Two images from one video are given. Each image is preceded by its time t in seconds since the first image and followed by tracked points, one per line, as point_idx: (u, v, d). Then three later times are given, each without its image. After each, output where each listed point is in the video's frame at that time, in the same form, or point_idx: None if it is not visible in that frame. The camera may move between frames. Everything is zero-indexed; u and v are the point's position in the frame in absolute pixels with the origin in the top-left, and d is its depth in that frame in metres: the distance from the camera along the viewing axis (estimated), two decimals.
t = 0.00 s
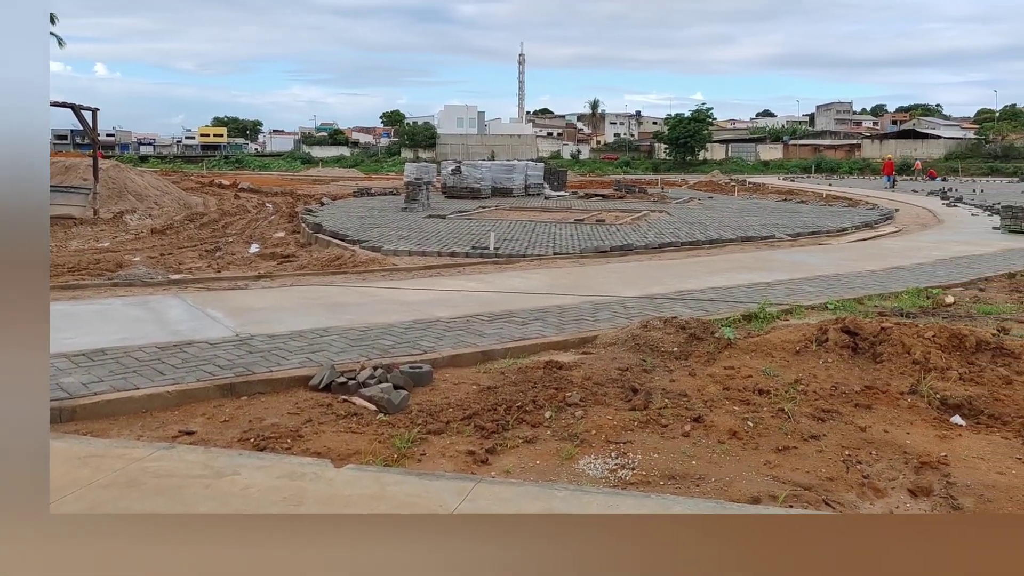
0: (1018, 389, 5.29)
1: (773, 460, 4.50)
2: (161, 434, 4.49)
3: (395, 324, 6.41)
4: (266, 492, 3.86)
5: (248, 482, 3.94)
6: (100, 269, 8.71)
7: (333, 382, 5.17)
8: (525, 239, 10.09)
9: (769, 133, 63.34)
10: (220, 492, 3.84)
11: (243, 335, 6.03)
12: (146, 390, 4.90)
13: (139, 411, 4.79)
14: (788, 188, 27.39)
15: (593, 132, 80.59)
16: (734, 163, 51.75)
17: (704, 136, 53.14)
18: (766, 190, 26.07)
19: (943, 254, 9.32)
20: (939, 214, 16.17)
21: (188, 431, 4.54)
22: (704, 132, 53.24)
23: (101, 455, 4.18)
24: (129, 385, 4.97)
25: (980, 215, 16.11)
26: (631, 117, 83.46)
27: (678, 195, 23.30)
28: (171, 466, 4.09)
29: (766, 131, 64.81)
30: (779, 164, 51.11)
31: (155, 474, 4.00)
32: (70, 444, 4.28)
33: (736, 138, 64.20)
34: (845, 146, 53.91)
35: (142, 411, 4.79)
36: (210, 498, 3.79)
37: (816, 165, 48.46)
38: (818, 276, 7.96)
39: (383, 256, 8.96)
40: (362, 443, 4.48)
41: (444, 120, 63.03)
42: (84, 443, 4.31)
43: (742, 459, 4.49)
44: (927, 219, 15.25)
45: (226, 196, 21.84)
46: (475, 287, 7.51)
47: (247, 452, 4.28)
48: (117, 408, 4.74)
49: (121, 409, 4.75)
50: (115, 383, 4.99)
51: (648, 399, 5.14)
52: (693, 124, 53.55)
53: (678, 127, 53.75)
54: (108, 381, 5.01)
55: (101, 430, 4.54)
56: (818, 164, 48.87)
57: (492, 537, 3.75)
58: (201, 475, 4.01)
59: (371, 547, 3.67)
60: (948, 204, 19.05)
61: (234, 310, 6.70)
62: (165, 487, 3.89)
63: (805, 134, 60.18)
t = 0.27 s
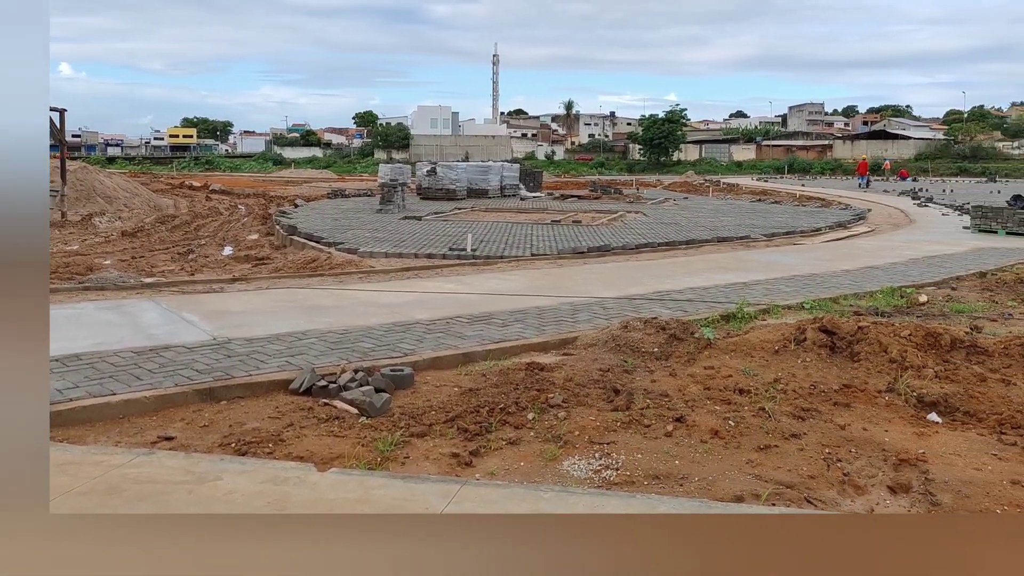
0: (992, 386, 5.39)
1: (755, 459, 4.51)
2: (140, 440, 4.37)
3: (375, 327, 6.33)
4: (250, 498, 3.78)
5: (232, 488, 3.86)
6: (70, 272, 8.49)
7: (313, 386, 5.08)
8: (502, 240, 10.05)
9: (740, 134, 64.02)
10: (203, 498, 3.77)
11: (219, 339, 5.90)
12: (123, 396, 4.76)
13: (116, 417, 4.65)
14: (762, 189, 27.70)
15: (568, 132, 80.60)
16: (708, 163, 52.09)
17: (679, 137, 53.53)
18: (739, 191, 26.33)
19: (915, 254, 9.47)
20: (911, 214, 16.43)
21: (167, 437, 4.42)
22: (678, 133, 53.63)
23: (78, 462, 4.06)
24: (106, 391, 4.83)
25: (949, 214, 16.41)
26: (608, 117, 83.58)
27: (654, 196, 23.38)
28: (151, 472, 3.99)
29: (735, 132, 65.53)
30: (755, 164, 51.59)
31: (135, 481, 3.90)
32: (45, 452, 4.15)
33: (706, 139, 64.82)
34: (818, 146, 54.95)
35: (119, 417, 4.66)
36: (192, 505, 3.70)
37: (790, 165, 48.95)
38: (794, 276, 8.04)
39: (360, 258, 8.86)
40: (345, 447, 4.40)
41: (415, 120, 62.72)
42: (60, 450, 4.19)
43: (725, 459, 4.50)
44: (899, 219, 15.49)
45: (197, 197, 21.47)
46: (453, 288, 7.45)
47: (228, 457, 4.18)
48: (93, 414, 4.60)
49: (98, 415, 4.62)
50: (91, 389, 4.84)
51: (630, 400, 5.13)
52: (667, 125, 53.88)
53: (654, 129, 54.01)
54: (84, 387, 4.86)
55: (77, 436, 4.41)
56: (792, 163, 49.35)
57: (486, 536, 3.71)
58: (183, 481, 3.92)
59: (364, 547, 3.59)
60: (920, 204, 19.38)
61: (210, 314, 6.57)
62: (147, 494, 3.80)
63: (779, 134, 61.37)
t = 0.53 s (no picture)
0: (964, 382, 5.51)
1: (734, 456, 4.52)
2: (113, 444, 4.26)
3: (351, 328, 6.24)
4: (231, 501, 3.72)
5: (211, 491, 3.80)
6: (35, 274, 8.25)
7: (291, 387, 4.99)
8: (477, 240, 9.99)
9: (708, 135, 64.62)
10: (182, 502, 3.70)
11: (193, 341, 5.77)
12: (96, 399, 4.62)
13: (89, 421, 4.52)
14: (734, 189, 27.97)
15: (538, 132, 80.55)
16: (678, 163, 52.39)
17: (650, 137, 53.88)
18: (710, 191, 26.55)
19: (886, 252, 9.61)
20: (880, 214, 16.68)
21: (142, 440, 4.31)
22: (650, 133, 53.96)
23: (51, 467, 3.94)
24: (78, 394, 4.68)
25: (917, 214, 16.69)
26: (580, 117, 83.62)
27: (627, 196, 23.43)
28: (127, 477, 3.90)
29: (702, 133, 66.22)
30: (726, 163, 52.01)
31: (110, 486, 3.82)
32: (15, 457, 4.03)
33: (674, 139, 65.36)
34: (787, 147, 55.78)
35: (92, 421, 4.52)
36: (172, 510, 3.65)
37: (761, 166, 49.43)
38: (768, 275, 8.10)
39: (334, 258, 8.74)
40: (325, 448, 4.33)
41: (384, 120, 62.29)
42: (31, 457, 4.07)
43: (704, 456, 4.50)
44: (869, 219, 15.71)
45: (163, 197, 21.03)
46: (429, 289, 7.38)
47: (206, 460, 4.10)
48: (64, 417, 4.43)
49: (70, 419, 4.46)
50: (62, 393, 4.65)
51: (609, 399, 5.11)
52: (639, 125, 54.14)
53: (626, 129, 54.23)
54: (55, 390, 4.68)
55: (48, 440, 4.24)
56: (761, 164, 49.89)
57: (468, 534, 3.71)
58: (161, 486, 3.84)
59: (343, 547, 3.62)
60: (888, 203, 19.69)
61: (182, 315, 6.42)
62: (123, 499, 3.73)
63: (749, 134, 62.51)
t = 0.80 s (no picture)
0: (939, 379, 5.59)
1: (715, 454, 4.52)
2: (90, 445, 4.17)
3: (330, 328, 6.16)
4: (212, 502, 3.68)
5: (191, 492, 3.75)
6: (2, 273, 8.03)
7: (270, 387, 4.91)
8: (455, 239, 9.93)
9: (683, 135, 65.01)
10: (162, 503, 3.64)
11: (170, 341, 5.66)
12: (71, 400, 4.51)
13: (64, 422, 4.41)
14: (709, 188, 28.17)
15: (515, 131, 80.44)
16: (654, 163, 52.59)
17: (627, 136, 54.06)
18: (687, 190, 26.71)
19: (861, 251, 9.72)
20: (854, 213, 16.88)
21: (120, 442, 4.24)
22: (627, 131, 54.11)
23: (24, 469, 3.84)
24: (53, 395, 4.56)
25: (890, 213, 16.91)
26: (556, 115, 83.56)
27: (604, 195, 23.46)
28: (104, 479, 3.83)
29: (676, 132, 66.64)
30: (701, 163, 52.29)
31: (87, 488, 3.74)
32: None
33: (649, 138, 65.69)
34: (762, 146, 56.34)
35: (67, 423, 4.41)
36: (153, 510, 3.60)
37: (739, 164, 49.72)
38: (746, 274, 8.14)
39: (311, 257, 8.63)
40: (307, 449, 4.28)
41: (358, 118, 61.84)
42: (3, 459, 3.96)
43: (686, 454, 4.50)
44: (843, 218, 15.88)
45: (134, 195, 20.64)
46: (408, 288, 7.32)
47: (186, 461, 4.04)
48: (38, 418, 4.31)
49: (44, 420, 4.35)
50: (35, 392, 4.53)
51: (590, 397, 5.10)
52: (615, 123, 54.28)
53: (603, 125, 54.29)
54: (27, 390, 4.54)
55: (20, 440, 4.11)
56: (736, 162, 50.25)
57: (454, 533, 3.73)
58: (140, 486, 3.78)
59: (327, 546, 3.63)
60: (862, 203, 19.93)
61: (157, 316, 6.29)
62: (101, 501, 3.66)
63: (726, 134, 63.30)
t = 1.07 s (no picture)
0: (915, 376, 5.68)
1: (695, 451, 4.54)
2: (65, 446, 4.14)
3: (308, 326, 6.10)
4: (190, 502, 3.69)
5: (170, 492, 3.75)
6: None
7: (248, 387, 4.87)
8: (435, 237, 9.89)
9: (659, 134, 65.34)
10: (141, 505, 3.65)
11: (146, 341, 5.58)
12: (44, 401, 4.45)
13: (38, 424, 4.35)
14: (687, 187, 28.35)
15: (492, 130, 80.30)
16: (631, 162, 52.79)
17: (605, 135, 54.23)
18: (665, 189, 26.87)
19: (838, 250, 9.82)
20: (829, 213, 17.05)
21: (95, 442, 4.22)
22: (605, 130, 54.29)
23: None
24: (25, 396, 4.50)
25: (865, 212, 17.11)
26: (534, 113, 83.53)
27: (583, 193, 23.48)
28: (80, 480, 3.83)
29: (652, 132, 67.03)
30: (677, 163, 52.56)
31: (63, 489, 3.74)
32: None
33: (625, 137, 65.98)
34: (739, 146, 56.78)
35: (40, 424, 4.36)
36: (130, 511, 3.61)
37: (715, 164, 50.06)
38: (725, 273, 8.19)
39: (288, 256, 8.55)
40: (286, 448, 4.26)
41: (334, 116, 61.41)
42: None
43: (666, 452, 4.51)
44: (820, 217, 16.04)
45: (107, 192, 20.32)
46: (387, 287, 7.27)
47: (164, 462, 4.03)
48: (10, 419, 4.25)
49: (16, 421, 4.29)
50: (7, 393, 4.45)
51: (571, 396, 5.10)
52: (592, 122, 54.46)
53: (581, 125, 54.68)
54: None
55: None
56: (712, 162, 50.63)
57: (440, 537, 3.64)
58: (118, 488, 3.79)
59: (307, 545, 3.55)
60: (838, 202, 20.14)
61: (133, 314, 6.20)
62: (78, 503, 3.67)
63: (704, 133, 63.80)
